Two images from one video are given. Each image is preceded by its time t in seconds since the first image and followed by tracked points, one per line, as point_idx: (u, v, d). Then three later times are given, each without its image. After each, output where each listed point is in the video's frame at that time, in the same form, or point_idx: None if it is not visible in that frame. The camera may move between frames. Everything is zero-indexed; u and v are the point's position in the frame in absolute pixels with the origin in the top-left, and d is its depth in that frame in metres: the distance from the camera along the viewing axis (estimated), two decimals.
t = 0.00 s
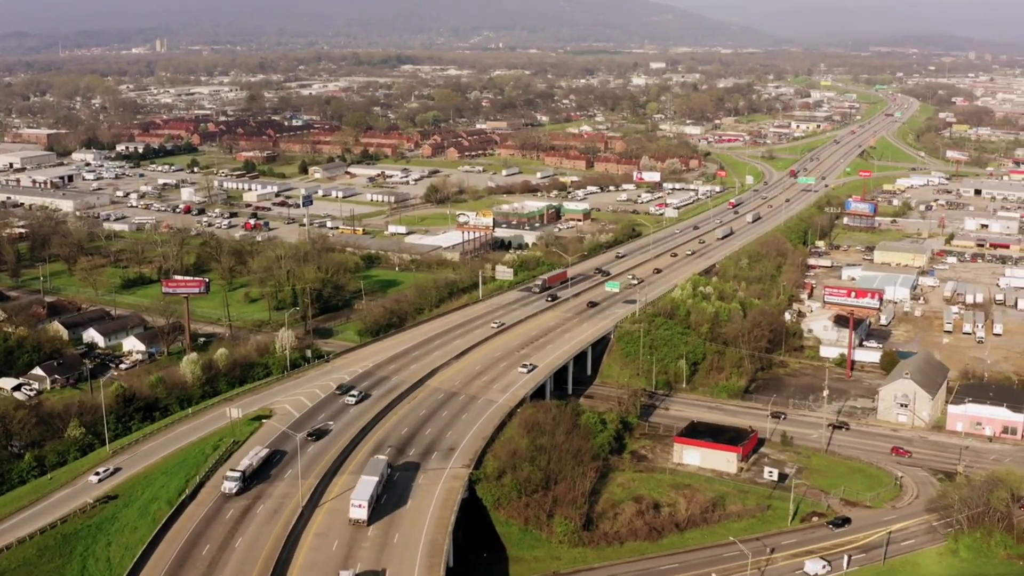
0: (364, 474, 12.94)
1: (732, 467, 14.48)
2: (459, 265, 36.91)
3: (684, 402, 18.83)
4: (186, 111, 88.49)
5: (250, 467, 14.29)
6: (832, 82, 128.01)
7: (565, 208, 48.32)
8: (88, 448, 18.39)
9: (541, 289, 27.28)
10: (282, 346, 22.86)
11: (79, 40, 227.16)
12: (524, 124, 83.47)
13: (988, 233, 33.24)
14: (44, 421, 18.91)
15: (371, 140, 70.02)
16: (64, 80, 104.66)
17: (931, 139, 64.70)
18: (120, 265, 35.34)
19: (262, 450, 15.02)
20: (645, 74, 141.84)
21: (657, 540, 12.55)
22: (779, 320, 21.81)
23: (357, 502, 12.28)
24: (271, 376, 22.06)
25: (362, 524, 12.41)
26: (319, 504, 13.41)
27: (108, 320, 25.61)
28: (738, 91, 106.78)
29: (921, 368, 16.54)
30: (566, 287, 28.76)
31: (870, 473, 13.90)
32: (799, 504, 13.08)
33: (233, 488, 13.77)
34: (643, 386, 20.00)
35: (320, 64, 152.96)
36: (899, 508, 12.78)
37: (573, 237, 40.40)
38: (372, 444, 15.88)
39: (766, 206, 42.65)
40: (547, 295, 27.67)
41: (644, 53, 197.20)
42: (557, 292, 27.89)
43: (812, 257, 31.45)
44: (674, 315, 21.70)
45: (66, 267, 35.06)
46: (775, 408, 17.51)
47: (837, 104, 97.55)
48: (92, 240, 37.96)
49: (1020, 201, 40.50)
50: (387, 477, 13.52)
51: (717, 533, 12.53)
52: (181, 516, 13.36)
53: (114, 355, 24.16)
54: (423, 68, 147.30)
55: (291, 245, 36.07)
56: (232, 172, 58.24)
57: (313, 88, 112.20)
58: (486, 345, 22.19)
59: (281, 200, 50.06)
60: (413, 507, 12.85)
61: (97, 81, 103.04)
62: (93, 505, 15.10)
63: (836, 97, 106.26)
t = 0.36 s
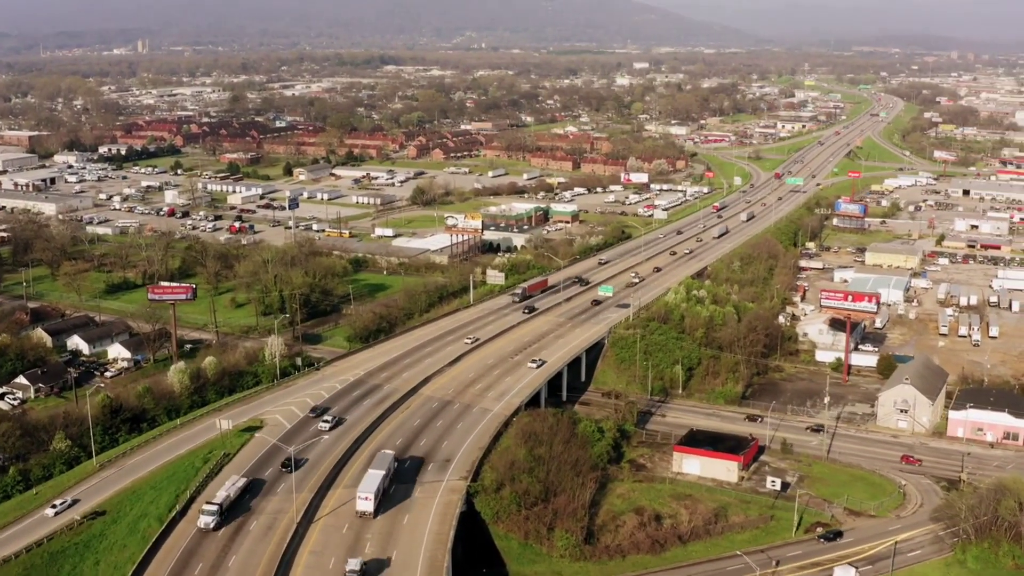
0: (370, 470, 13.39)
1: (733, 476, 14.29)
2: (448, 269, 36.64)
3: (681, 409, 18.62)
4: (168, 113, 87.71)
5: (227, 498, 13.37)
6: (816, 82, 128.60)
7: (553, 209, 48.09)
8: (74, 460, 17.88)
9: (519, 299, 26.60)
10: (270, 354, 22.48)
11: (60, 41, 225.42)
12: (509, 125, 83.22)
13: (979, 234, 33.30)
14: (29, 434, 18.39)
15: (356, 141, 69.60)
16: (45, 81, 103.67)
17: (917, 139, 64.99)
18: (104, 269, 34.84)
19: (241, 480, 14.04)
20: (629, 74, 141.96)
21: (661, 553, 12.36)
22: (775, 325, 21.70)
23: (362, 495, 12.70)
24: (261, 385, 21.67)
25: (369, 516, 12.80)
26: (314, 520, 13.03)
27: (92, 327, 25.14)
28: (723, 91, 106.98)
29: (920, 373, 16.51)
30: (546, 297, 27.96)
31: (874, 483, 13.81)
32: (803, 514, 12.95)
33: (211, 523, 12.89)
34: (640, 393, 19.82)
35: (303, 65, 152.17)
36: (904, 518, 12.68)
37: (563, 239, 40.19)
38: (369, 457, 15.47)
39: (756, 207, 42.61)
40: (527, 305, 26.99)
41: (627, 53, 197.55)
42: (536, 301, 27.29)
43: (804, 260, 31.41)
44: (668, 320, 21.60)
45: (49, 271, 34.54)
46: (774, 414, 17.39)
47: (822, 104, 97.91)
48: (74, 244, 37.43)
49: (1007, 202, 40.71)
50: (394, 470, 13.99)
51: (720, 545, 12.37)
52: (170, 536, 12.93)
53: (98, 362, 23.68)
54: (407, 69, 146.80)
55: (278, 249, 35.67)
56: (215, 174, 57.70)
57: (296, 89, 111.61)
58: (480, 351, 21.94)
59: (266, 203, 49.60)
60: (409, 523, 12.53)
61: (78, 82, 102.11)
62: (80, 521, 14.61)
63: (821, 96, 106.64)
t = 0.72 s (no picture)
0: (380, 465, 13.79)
1: (739, 485, 14.13)
2: (442, 272, 36.41)
3: (682, 415, 18.42)
4: (156, 113, 87.20)
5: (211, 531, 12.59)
6: (805, 82, 128.94)
7: (547, 211, 47.87)
8: (66, 472, 17.51)
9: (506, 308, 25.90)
10: (264, 361, 22.18)
11: (47, 41, 224.35)
12: (500, 125, 83.01)
13: (975, 234, 33.28)
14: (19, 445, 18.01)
15: (346, 142, 69.28)
16: (32, 82, 103.01)
17: (909, 138, 65.10)
18: (94, 273, 34.48)
19: (223, 508, 13.20)
20: (619, 74, 141.97)
21: (666, 566, 12.32)
22: (775, 330, 21.58)
23: (373, 489, 13.15)
24: (256, 393, 21.35)
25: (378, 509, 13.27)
26: (313, 535, 12.75)
27: (83, 332, 24.79)
28: (714, 91, 107.03)
29: (924, 378, 16.38)
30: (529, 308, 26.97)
31: (880, 490, 13.69)
32: (811, 523, 12.81)
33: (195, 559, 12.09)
34: (640, 399, 19.62)
35: (292, 65, 151.74)
36: (911, 527, 12.57)
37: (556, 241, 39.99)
38: (369, 469, 15.20)
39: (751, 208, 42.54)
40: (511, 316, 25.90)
41: (616, 53, 197.72)
42: (521, 310, 26.62)
43: (801, 261, 31.31)
44: (668, 324, 21.47)
45: (38, 275, 34.16)
46: (776, 420, 17.23)
47: (812, 104, 98.07)
48: (63, 246, 37.04)
49: (1001, 202, 40.75)
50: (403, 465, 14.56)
51: (726, 558, 12.26)
52: (166, 555, 12.64)
53: (89, 369, 23.34)
54: (396, 69, 146.51)
55: (270, 251, 35.37)
56: (205, 175, 57.32)
57: (285, 90, 111.17)
58: (477, 357, 21.70)
59: (257, 204, 49.29)
60: (411, 538, 12.30)
61: (66, 83, 101.46)
62: (73, 536, 14.27)
63: (811, 96, 106.83)
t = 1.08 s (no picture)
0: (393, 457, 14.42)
1: (745, 495, 13.93)
2: (436, 275, 36.15)
3: (682, 422, 18.22)
4: (144, 114, 86.59)
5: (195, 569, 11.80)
6: (794, 82, 129.19)
7: (540, 212, 47.61)
8: (56, 486, 17.12)
9: (489, 318, 25.10)
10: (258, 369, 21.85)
11: (33, 41, 222.99)
12: (489, 126, 82.75)
13: (971, 235, 33.23)
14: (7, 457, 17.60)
15: (336, 144, 68.90)
16: (18, 82, 102.26)
17: (900, 138, 65.16)
18: (82, 277, 34.08)
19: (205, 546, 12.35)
20: (608, 74, 141.98)
21: None
22: (775, 334, 21.43)
23: (384, 482, 13.67)
24: (250, 403, 20.99)
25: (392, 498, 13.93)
26: (312, 553, 12.45)
27: (72, 339, 24.41)
28: (703, 91, 107.03)
29: (929, 384, 16.23)
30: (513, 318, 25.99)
31: (888, 499, 13.51)
32: (821, 534, 12.62)
33: None
34: (641, 406, 19.39)
35: (280, 65, 151.23)
36: (922, 537, 12.41)
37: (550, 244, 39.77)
38: (367, 481, 14.94)
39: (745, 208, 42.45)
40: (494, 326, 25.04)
41: (604, 53, 197.81)
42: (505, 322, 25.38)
43: (797, 263, 31.19)
44: (667, 329, 21.30)
45: (25, 279, 33.73)
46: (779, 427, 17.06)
47: (801, 104, 98.17)
48: (50, 249, 36.60)
49: (995, 202, 40.75)
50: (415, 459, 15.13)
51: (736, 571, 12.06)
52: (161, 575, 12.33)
53: (78, 376, 22.96)
54: (384, 69, 146.17)
55: (261, 255, 35.03)
56: (194, 177, 56.89)
57: (273, 90, 110.66)
58: (475, 364, 21.44)
59: (246, 206, 48.90)
60: (413, 555, 12.04)
61: (52, 83, 100.74)
62: (64, 554, 13.94)
63: (800, 96, 106.97)
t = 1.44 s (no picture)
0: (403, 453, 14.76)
1: (752, 503, 13.76)
2: (429, 278, 35.91)
3: (683, 428, 18.02)
4: (132, 115, 86.02)
5: None
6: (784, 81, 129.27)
7: (533, 213, 47.40)
8: (47, 498, 16.78)
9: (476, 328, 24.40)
10: (252, 376, 21.56)
11: (20, 41, 221.80)
12: (480, 126, 82.48)
13: (966, 236, 33.17)
14: None
15: (327, 145, 68.52)
16: (5, 83, 101.55)
17: (892, 138, 65.19)
18: (72, 281, 33.71)
19: None
20: (598, 74, 141.94)
21: None
22: (775, 338, 21.30)
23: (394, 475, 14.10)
24: (245, 410, 20.68)
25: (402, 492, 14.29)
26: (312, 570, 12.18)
27: (61, 345, 24.06)
28: (694, 91, 106.97)
29: (933, 387, 16.08)
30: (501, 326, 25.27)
31: (894, 507, 13.36)
32: (829, 544, 12.45)
33: None
34: (642, 412, 19.18)
35: (269, 65, 150.70)
36: (931, 546, 12.26)
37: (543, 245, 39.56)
38: (365, 492, 14.71)
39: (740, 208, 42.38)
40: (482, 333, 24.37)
41: (594, 52, 197.87)
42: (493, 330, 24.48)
43: (793, 264, 31.09)
44: (666, 332, 21.15)
45: (14, 283, 33.34)
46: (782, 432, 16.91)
47: (792, 104, 98.17)
48: (39, 252, 36.21)
49: (989, 202, 40.73)
50: (425, 454, 15.63)
51: None
52: None
53: (67, 383, 22.62)
54: (373, 70, 145.86)
55: (253, 258, 34.72)
56: (184, 178, 56.49)
57: (262, 90, 110.15)
58: (472, 370, 21.21)
59: (237, 208, 48.55)
60: (416, 569, 11.80)
61: (39, 84, 100.10)
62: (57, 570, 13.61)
63: (791, 96, 107.01)
